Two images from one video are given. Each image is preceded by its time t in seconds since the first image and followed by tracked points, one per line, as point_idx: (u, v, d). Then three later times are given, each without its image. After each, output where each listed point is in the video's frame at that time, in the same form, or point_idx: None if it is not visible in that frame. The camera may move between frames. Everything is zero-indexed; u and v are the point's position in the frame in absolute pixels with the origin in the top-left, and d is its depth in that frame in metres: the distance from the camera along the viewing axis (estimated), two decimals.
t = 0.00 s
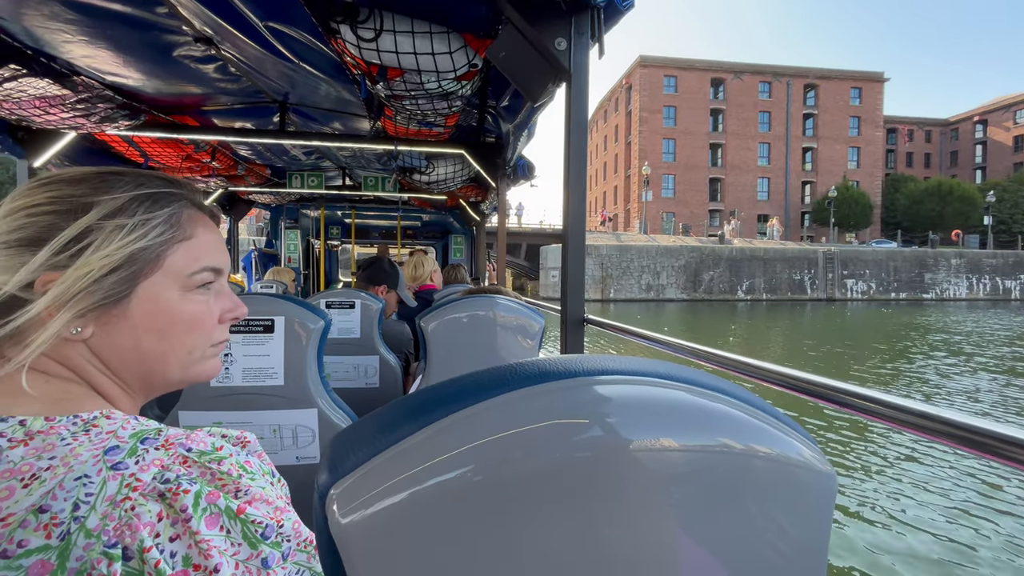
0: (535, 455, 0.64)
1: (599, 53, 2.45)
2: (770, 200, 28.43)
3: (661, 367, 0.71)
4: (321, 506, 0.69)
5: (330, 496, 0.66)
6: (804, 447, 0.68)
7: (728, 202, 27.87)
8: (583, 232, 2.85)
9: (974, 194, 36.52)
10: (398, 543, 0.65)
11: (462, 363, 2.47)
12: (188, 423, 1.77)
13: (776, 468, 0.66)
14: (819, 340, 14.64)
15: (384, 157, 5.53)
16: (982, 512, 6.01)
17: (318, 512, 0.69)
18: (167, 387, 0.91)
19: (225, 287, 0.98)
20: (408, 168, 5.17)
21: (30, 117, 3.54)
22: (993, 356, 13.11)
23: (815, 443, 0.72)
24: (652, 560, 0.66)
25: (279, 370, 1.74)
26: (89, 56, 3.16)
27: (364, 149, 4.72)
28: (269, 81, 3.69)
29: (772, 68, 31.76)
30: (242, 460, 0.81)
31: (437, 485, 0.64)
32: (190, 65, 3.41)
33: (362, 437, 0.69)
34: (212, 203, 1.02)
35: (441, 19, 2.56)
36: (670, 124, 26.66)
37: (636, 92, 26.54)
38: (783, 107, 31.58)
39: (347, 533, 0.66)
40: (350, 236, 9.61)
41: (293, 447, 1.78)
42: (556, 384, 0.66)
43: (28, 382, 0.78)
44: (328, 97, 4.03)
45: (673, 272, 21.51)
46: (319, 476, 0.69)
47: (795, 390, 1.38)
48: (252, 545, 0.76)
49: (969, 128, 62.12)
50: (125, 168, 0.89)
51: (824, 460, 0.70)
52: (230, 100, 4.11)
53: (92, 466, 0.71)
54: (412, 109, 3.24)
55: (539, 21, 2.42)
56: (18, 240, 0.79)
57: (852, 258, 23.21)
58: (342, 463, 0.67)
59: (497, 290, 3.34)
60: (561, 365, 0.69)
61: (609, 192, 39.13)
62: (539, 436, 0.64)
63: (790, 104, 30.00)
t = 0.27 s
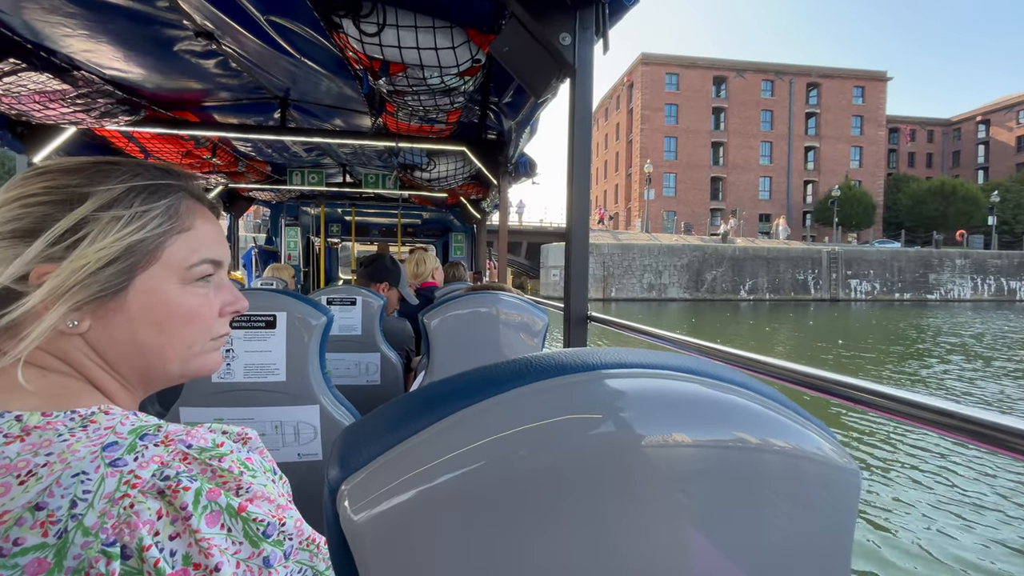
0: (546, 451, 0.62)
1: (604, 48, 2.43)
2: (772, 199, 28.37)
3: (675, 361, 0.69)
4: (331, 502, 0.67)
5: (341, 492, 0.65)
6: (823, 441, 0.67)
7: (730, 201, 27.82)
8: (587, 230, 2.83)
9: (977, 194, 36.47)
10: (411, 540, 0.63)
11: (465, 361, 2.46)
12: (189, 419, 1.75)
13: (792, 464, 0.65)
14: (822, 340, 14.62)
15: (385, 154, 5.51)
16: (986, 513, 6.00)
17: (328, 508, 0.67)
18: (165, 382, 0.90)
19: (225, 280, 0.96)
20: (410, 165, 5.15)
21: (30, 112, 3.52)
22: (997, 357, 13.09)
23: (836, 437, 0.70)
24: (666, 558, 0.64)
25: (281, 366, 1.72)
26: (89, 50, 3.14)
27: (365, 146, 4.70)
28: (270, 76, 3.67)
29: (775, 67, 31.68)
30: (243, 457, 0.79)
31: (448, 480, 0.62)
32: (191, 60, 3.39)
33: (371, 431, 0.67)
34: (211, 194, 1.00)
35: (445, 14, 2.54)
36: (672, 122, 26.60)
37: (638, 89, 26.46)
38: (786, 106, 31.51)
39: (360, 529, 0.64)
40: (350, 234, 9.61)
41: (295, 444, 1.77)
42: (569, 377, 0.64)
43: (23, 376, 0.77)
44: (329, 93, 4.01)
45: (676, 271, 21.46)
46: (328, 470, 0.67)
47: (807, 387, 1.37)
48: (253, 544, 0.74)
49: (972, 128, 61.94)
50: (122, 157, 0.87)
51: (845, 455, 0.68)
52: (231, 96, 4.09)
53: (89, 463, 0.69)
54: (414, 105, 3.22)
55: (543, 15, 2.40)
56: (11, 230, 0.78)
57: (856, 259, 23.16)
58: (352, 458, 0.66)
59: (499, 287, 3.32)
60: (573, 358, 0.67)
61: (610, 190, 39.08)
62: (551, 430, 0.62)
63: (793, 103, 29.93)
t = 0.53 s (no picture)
0: (551, 444, 0.63)
1: (607, 49, 2.43)
2: (776, 200, 28.32)
3: (677, 357, 0.70)
4: (341, 493, 0.68)
5: (351, 483, 0.66)
6: (824, 437, 0.67)
7: (734, 202, 27.79)
8: (590, 231, 2.84)
9: (982, 196, 36.36)
10: (419, 532, 0.64)
11: (467, 360, 2.47)
12: (194, 417, 1.76)
13: (792, 459, 0.65)
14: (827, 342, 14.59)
15: (388, 154, 5.53)
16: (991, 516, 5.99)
17: (337, 499, 0.68)
18: (169, 379, 0.91)
19: (229, 277, 0.97)
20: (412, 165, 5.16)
21: (35, 112, 3.54)
22: (1004, 359, 13.03)
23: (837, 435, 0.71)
24: (667, 552, 0.65)
25: (285, 364, 1.73)
26: (94, 50, 3.16)
27: (368, 146, 4.71)
28: (273, 77, 3.68)
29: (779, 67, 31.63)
30: (248, 453, 0.80)
31: (455, 473, 0.63)
32: (195, 60, 3.41)
33: (379, 425, 0.68)
34: (215, 193, 1.01)
35: (449, 15, 2.55)
36: (676, 122, 26.57)
37: (642, 89, 26.44)
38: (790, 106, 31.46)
39: (369, 520, 0.65)
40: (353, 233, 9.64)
41: (299, 442, 1.78)
42: (574, 372, 0.65)
43: (32, 372, 0.78)
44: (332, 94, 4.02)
45: (680, 272, 21.41)
46: (338, 464, 0.68)
47: (809, 387, 1.37)
48: (258, 538, 0.75)
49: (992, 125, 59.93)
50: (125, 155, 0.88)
51: (845, 452, 0.69)
52: (235, 96, 4.10)
53: (98, 458, 0.70)
54: (417, 105, 3.23)
55: (546, 16, 2.41)
56: (18, 229, 0.79)
57: (863, 260, 23.08)
58: (362, 450, 0.67)
59: (502, 287, 3.32)
60: (578, 354, 0.68)
61: (613, 190, 39.06)
62: (554, 426, 0.63)
63: (798, 103, 29.88)
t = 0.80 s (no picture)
0: (549, 443, 0.62)
1: (607, 49, 2.43)
2: (777, 200, 28.30)
3: (676, 357, 0.70)
4: (338, 493, 0.67)
5: (348, 484, 0.65)
6: (825, 438, 0.67)
7: (735, 202, 27.77)
8: (590, 230, 2.83)
9: (985, 197, 36.32)
10: (415, 534, 0.64)
11: (467, 360, 2.46)
12: (192, 417, 1.76)
13: (792, 460, 0.65)
14: (830, 343, 14.56)
15: (387, 154, 5.52)
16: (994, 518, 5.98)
17: (334, 500, 0.67)
18: (163, 379, 0.90)
19: (224, 277, 0.97)
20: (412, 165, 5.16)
21: (34, 110, 3.54)
22: (1006, 361, 13.02)
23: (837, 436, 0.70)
24: (665, 554, 0.64)
25: (284, 364, 1.73)
26: (94, 49, 3.15)
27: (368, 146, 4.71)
28: (273, 76, 3.68)
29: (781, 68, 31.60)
30: (244, 453, 0.80)
31: (453, 473, 0.63)
32: (194, 59, 3.40)
33: (376, 426, 0.67)
34: (211, 192, 1.00)
35: (448, 14, 2.55)
36: (677, 122, 26.56)
37: (643, 89, 26.43)
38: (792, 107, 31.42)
39: (367, 521, 0.64)
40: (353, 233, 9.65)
41: (298, 441, 1.77)
42: (573, 373, 0.64)
43: (24, 372, 0.78)
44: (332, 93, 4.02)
45: (682, 273, 21.37)
46: (336, 464, 0.67)
47: (808, 387, 1.37)
48: (253, 539, 0.74)
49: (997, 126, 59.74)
50: (120, 154, 0.88)
51: (845, 453, 0.68)
52: (235, 95, 4.10)
53: (90, 458, 0.70)
54: (417, 105, 3.22)
55: (546, 16, 2.40)
56: (10, 228, 0.78)
57: (867, 261, 23.02)
58: (359, 451, 0.66)
59: (501, 286, 3.32)
60: (577, 354, 0.68)
61: (614, 190, 39.04)
62: (553, 427, 0.62)
63: (799, 104, 29.85)
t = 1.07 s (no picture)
0: (551, 441, 0.61)
1: (607, 49, 2.43)
2: (778, 201, 28.26)
3: (679, 354, 0.69)
4: (337, 493, 0.66)
5: (347, 483, 0.64)
6: (831, 438, 0.66)
7: (735, 203, 27.76)
8: (590, 230, 2.82)
9: (987, 197, 36.31)
10: (416, 535, 0.63)
11: (467, 361, 2.45)
12: (190, 417, 1.74)
13: (797, 460, 0.64)
14: (834, 345, 14.53)
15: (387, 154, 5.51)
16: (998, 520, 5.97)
17: (333, 500, 0.66)
18: (160, 380, 0.89)
19: (223, 278, 0.96)
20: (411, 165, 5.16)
21: (33, 110, 3.53)
22: (1008, 363, 13.02)
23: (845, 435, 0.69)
24: (669, 555, 0.63)
25: (283, 364, 1.72)
26: (92, 48, 3.14)
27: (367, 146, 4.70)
28: (273, 76, 3.66)
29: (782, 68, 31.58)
30: (238, 455, 0.79)
31: (453, 473, 0.61)
32: (194, 59, 3.40)
33: (376, 424, 0.66)
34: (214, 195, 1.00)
35: (448, 13, 2.54)
36: (677, 122, 26.55)
37: (643, 89, 26.41)
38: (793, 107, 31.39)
39: (366, 520, 0.63)
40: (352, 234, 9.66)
41: (297, 442, 1.76)
42: (576, 370, 0.63)
43: (17, 371, 0.76)
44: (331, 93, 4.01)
45: (684, 274, 21.34)
46: (335, 462, 0.66)
47: (810, 387, 1.36)
48: (248, 541, 0.73)
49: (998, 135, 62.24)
50: (123, 153, 0.87)
51: (853, 452, 0.67)
52: (234, 95, 4.09)
53: (83, 459, 0.68)
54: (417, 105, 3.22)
55: (545, 15, 2.39)
56: (6, 225, 0.77)
57: (871, 263, 22.96)
58: (358, 449, 0.65)
59: (501, 286, 3.30)
60: (579, 352, 0.67)
61: (614, 191, 39.04)
62: (558, 424, 0.61)
63: (800, 104, 29.84)
